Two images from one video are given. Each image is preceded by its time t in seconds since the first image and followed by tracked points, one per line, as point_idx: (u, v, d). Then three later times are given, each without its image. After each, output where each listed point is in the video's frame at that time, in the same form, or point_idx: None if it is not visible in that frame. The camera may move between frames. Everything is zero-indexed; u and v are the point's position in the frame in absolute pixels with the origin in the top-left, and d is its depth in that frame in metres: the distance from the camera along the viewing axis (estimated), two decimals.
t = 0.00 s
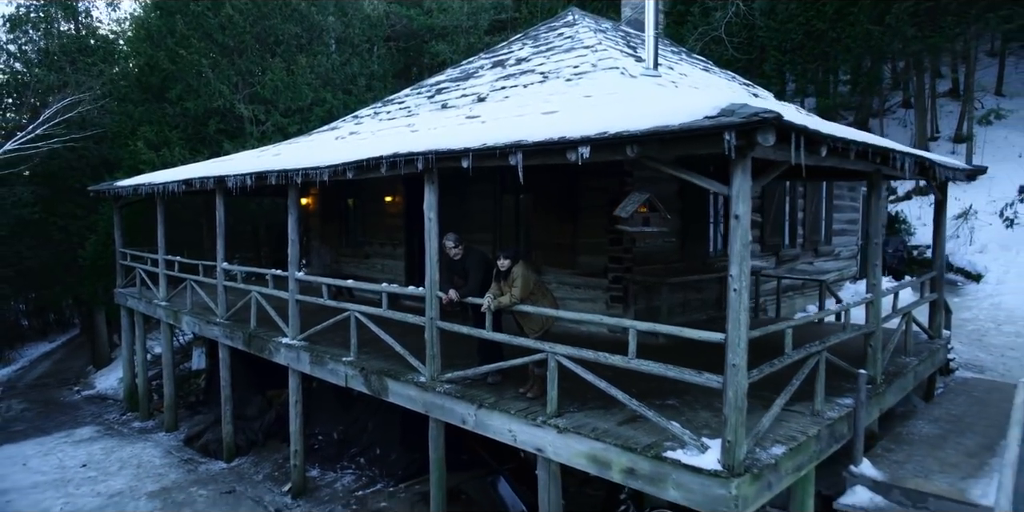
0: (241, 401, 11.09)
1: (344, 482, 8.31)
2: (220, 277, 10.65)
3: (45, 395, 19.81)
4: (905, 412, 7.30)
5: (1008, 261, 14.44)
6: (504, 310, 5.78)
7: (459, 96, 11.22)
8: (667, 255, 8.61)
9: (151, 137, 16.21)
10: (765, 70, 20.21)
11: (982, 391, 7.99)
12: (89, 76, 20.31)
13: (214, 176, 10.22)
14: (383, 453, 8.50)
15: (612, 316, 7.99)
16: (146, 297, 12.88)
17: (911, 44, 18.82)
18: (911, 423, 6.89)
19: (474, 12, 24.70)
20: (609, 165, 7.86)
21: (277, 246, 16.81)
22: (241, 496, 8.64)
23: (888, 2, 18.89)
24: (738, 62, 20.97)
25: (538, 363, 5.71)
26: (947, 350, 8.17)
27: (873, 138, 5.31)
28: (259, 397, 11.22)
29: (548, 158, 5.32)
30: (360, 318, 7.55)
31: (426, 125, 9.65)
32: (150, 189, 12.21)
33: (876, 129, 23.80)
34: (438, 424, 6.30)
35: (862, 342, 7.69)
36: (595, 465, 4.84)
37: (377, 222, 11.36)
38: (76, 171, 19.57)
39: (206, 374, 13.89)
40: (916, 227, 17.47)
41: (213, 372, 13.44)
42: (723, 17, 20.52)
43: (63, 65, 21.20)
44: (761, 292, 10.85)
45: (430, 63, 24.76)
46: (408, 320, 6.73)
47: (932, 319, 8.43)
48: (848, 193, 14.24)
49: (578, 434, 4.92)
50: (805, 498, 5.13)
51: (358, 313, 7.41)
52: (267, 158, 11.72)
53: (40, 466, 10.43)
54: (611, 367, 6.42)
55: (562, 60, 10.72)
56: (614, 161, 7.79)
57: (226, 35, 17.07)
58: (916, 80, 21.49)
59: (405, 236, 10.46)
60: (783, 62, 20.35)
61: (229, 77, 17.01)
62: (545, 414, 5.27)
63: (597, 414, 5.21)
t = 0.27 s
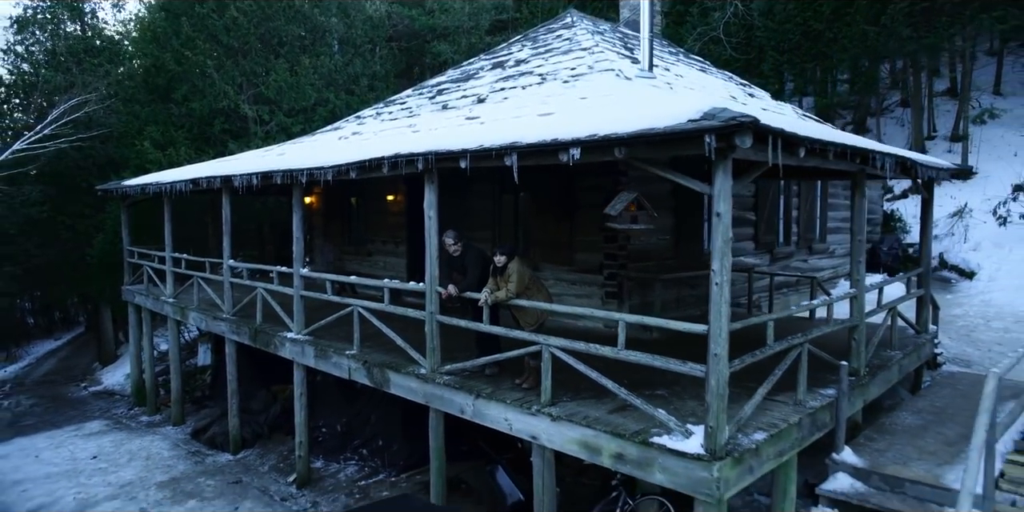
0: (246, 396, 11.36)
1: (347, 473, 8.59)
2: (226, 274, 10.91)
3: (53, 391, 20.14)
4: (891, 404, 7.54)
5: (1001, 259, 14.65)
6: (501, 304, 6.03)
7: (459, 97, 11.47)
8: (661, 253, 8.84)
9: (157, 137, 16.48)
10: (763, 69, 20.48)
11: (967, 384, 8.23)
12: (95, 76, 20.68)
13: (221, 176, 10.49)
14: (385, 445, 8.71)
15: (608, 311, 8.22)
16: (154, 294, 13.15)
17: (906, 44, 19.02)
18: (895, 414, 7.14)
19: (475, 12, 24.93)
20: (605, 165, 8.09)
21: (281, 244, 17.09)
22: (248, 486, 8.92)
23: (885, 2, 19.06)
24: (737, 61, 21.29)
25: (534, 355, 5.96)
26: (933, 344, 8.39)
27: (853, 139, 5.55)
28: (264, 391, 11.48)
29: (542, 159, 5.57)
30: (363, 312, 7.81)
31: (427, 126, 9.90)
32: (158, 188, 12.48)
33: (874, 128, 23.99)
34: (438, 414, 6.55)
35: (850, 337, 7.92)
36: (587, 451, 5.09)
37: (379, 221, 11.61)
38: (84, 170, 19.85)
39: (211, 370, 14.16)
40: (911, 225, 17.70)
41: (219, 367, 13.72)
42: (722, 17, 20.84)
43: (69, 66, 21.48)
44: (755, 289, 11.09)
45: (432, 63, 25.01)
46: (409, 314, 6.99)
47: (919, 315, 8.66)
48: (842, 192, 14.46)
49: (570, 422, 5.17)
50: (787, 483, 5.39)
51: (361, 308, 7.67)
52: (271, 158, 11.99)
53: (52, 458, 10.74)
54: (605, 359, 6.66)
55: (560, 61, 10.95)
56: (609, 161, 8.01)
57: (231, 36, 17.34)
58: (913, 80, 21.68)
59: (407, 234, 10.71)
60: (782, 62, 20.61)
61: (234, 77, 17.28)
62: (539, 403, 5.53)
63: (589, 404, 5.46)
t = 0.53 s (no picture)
0: (257, 388, 11.72)
1: (355, 461, 8.92)
2: (237, 270, 11.27)
3: (67, 385, 20.58)
4: (878, 395, 7.82)
5: (997, 256, 14.86)
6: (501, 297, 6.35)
7: (463, 99, 11.79)
8: (658, 250, 9.14)
9: (169, 137, 16.87)
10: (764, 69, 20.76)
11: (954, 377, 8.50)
12: (108, 77, 21.10)
13: (233, 175, 10.85)
14: (392, 434, 9.07)
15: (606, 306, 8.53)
16: (167, 290, 13.53)
17: (905, 44, 19.23)
18: (881, 404, 7.42)
19: (480, 13, 25.22)
20: (603, 164, 8.40)
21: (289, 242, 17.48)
22: (260, 474, 9.27)
23: (885, 3, 19.29)
24: (738, 61, 21.60)
25: (532, 345, 6.28)
26: (921, 337, 8.66)
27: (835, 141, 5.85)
28: (275, 384, 11.84)
29: (540, 160, 5.89)
30: (371, 306, 8.15)
31: (432, 127, 10.23)
32: (171, 187, 12.86)
33: (875, 127, 24.18)
34: (442, 402, 6.88)
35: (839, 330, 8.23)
36: (581, 435, 5.40)
37: (386, 219, 11.95)
38: (97, 169, 20.26)
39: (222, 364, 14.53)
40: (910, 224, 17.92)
41: (230, 360, 14.10)
42: (724, 18, 21.14)
43: (82, 67, 21.93)
44: (751, 285, 11.37)
45: (437, 63, 25.33)
46: (414, 308, 7.32)
47: (908, 309, 8.93)
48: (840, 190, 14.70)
49: (566, 407, 5.49)
50: (771, 466, 5.69)
51: (369, 302, 8.00)
52: (281, 158, 12.35)
53: (71, 447, 11.13)
54: (601, 351, 6.98)
55: (560, 64, 11.26)
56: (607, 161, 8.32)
57: (241, 39, 17.73)
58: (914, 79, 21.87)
59: (412, 232, 11.03)
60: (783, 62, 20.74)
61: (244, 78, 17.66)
62: (537, 390, 5.85)
63: (584, 391, 5.78)
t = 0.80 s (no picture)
0: (267, 382, 12.08)
1: (363, 451, 9.25)
2: (249, 267, 11.63)
3: (79, 381, 21.03)
4: (867, 388, 8.10)
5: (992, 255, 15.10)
6: (503, 292, 6.67)
7: (467, 101, 12.12)
8: (657, 248, 9.45)
9: (180, 138, 17.25)
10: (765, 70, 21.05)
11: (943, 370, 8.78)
12: (120, 79, 21.61)
13: (245, 176, 11.21)
14: (398, 425, 9.39)
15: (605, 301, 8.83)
16: (179, 287, 13.91)
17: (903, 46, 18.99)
18: (869, 396, 7.71)
19: (485, 15, 25.50)
20: (603, 165, 8.71)
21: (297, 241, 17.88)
22: (271, 464, 9.62)
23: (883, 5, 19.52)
24: (739, 62, 21.90)
25: (533, 338, 6.59)
26: (912, 333, 8.93)
27: (820, 143, 6.15)
28: (284, 379, 12.20)
29: (540, 161, 6.21)
30: (379, 302, 8.48)
31: (437, 129, 10.56)
32: (184, 187, 13.24)
33: (876, 127, 24.40)
34: (447, 393, 7.19)
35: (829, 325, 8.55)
36: (578, 422, 5.71)
37: (392, 218, 12.29)
38: (109, 170, 20.67)
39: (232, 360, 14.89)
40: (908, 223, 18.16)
41: (240, 356, 14.46)
42: (725, 20, 21.44)
43: (95, 69, 22.38)
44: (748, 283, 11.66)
45: (442, 64, 25.65)
46: (420, 303, 7.64)
47: (899, 305, 9.21)
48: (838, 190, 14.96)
49: (564, 396, 5.80)
50: (759, 452, 6.00)
51: (377, 297, 8.33)
52: (291, 159, 12.70)
53: (88, 439, 11.53)
54: (599, 344, 7.29)
55: (562, 67, 11.57)
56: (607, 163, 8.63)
57: (250, 42, 18.13)
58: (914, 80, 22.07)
59: (418, 231, 11.36)
60: (783, 63, 21.19)
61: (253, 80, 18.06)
62: (536, 380, 6.16)
63: (581, 381, 6.09)
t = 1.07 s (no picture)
0: (278, 376, 12.51)
1: (371, 441, 9.65)
2: (261, 265, 12.06)
3: (92, 377, 21.50)
4: (853, 380, 8.48)
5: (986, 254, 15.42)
6: (505, 287, 7.09)
7: (471, 104, 12.52)
8: (654, 246, 9.83)
9: (193, 140, 17.67)
10: (764, 73, 21.37)
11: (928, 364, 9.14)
12: (131, 82, 22.06)
13: (258, 177, 11.64)
14: (405, 416, 9.79)
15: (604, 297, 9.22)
16: (193, 284, 14.34)
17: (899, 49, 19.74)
18: (854, 387, 8.08)
19: (490, 18, 25.66)
20: (601, 167, 9.09)
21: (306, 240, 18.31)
22: (283, 453, 10.05)
23: (880, 9, 19.90)
24: (739, 64, 22.22)
25: (533, 330, 7.00)
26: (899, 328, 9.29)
27: (803, 146, 6.55)
28: (294, 373, 12.63)
29: (540, 164, 6.62)
30: (387, 297, 8.90)
31: (442, 132, 10.98)
32: (198, 187, 13.68)
33: (875, 128, 24.71)
34: (452, 383, 7.60)
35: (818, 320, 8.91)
36: (575, 407, 6.11)
37: (399, 218, 12.70)
38: (121, 171, 21.10)
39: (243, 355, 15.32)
40: (905, 223, 18.49)
41: (251, 352, 14.89)
42: (725, 24, 21.75)
43: (107, 72, 22.85)
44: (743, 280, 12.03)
45: (447, 66, 26.02)
46: (426, 298, 8.05)
47: (886, 301, 9.58)
48: (834, 190, 15.30)
49: (562, 383, 6.20)
50: (744, 436, 6.38)
51: (385, 293, 8.75)
52: (301, 160, 13.14)
53: (107, 430, 11.98)
54: (596, 336, 7.69)
55: (563, 71, 11.97)
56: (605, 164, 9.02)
57: (259, 46, 18.57)
58: (912, 82, 22.38)
59: (424, 230, 11.76)
60: (783, 65, 21.34)
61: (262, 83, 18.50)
62: (536, 369, 6.57)
63: (578, 370, 6.48)
